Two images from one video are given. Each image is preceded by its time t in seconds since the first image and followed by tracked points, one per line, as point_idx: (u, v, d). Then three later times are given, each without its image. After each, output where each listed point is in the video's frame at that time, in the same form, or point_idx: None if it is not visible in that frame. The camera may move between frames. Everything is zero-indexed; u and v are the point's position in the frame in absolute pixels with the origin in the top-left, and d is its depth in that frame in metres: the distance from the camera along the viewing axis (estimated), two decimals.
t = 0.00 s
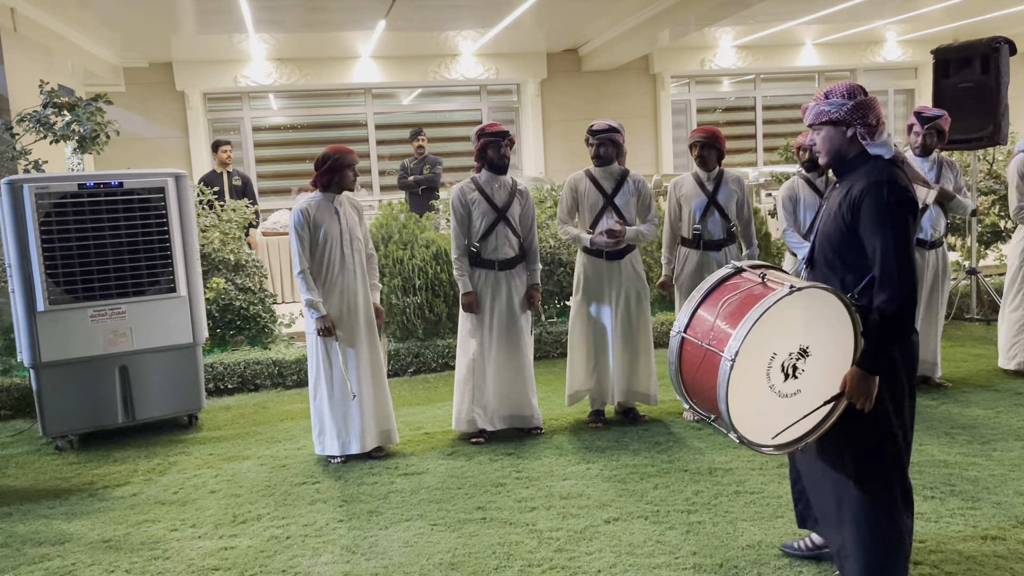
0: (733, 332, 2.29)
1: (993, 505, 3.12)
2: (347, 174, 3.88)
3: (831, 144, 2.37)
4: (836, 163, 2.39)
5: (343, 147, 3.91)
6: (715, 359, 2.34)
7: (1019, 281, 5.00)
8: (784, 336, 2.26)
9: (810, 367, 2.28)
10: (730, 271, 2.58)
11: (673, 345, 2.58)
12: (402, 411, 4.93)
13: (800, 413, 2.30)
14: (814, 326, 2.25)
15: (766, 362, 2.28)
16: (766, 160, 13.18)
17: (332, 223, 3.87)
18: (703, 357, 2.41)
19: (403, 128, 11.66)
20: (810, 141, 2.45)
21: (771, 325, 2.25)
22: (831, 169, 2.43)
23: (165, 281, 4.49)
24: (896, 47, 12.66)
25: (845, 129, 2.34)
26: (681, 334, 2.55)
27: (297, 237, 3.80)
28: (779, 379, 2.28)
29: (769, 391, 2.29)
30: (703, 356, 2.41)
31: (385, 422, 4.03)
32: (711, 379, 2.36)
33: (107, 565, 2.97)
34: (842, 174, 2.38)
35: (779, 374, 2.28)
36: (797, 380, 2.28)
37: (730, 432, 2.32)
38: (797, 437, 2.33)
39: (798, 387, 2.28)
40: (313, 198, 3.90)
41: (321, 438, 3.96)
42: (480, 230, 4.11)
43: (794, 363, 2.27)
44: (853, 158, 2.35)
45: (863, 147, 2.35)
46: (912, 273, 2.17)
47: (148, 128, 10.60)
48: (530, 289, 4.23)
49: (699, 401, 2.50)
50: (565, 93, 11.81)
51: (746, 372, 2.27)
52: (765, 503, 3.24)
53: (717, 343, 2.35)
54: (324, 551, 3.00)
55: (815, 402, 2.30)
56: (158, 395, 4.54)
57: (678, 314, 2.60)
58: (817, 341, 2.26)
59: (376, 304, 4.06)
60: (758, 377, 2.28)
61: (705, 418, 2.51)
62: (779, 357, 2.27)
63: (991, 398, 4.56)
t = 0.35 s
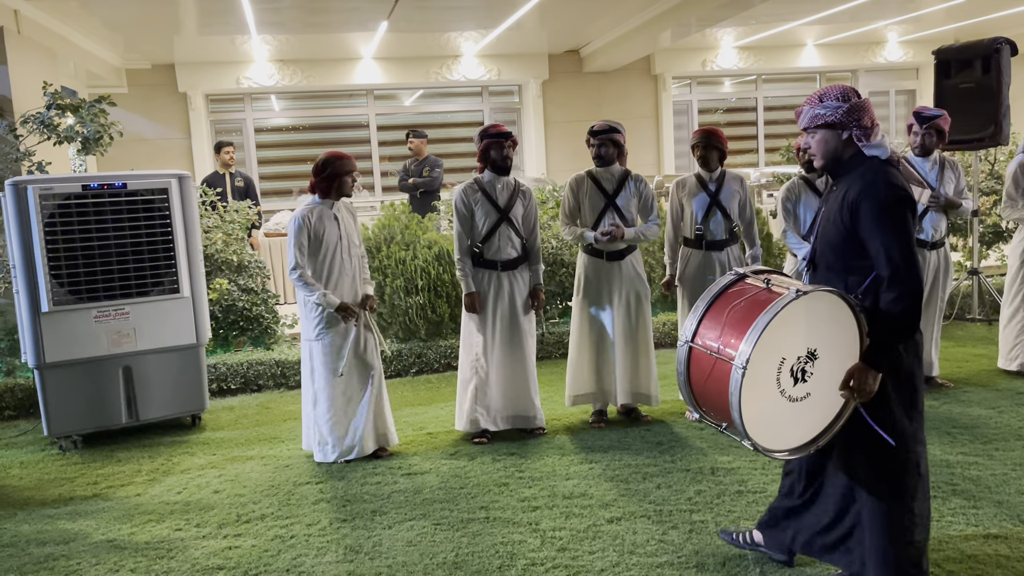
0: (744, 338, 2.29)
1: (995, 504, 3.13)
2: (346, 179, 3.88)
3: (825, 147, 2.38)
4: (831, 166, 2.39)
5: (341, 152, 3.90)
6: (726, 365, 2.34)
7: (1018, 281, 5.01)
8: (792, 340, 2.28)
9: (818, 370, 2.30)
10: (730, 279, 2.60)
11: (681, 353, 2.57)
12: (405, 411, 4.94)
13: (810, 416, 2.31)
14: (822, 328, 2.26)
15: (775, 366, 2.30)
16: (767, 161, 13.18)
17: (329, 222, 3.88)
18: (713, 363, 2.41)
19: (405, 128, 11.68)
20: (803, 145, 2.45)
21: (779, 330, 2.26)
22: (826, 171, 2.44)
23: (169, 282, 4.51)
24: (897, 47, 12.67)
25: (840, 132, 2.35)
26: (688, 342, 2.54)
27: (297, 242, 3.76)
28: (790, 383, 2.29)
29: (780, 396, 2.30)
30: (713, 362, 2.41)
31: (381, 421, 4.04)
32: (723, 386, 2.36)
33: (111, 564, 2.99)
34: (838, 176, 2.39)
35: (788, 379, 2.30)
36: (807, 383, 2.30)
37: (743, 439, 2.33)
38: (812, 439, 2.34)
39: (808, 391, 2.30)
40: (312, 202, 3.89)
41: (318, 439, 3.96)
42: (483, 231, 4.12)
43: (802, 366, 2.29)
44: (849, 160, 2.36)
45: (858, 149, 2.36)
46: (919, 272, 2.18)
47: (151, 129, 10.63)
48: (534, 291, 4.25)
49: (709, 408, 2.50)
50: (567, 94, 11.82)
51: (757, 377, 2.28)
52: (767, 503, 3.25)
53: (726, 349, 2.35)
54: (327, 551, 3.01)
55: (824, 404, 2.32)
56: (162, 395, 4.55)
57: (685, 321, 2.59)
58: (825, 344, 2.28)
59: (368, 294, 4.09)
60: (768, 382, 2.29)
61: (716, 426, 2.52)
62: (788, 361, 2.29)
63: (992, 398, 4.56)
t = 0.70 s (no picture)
0: (745, 331, 2.31)
1: (997, 506, 3.13)
2: (351, 180, 3.89)
3: (835, 146, 2.38)
4: (837, 166, 2.40)
5: (343, 154, 3.91)
6: (726, 357, 2.35)
7: (1018, 284, 5.02)
8: (793, 334, 2.29)
9: (818, 367, 2.30)
10: (734, 272, 2.62)
11: (681, 344, 2.59)
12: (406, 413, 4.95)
13: (808, 413, 2.31)
14: (823, 324, 2.27)
15: (775, 360, 2.30)
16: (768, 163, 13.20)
17: (338, 222, 3.89)
18: (714, 355, 2.42)
19: (406, 131, 11.70)
20: (813, 143, 2.45)
21: (780, 324, 2.27)
22: (832, 171, 2.44)
23: (171, 284, 4.51)
24: (897, 50, 12.69)
25: (851, 132, 2.35)
26: (689, 332, 2.56)
27: (305, 245, 3.76)
28: (788, 378, 2.30)
29: (779, 390, 2.30)
30: (714, 354, 2.42)
31: (398, 414, 4.00)
32: (722, 377, 2.37)
33: (114, 565, 2.99)
34: (844, 178, 2.40)
35: (788, 373, 2.30)
36: (805, 379, 2.30)
37: (740, 431, 2.33)
38: (809, 436, 2.33)
39: (806, 387, 2.30)
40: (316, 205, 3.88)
41: (328, 437, 3.98)
42: (484, 233, 4.14)
43: (802, 362, 2.30)
44: (856, 161, 2.37)
45: (867, 150, 2.36)
46: (918, 272, 2.19)
47: (153, 131, 10.65)
48: (535, 295, 4.25)
49: (707, 401, 2.51)
50: (567, 97, 11.84)
51: (757, 369, 2.29)
52: (768, 504, 3.26)
53: (727, 341, 2.37)
54: (330, 552, 3.02)
55: (822, 402, 2.32)
56: (164, 397, 4.56)
57: (686, 314, 2.61)
58: (824, 340, 2.29)
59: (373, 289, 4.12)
60: (768, 375, 2.30)
61: (712, 419, 2.52)
62: (788, 356, 2.30)
63: (993, 400, 4.57)
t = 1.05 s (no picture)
0: (742, 331, 2.31)
1: (995, 510, 3.15)
2: (390, 182, 3.90)
3: (837, 148, 2.39)
4: (837, 168, 2.41)
5: (381, 157, 3.92)
6: (723, 356, 2.36)
7: (1017, 287, 5.03)
8: (790, 335, 2.29)
9: (814, 368, 2.31)
10: (732, 272, 2.63)
11: (679, 341, 2.60)
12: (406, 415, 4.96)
13: (803, 413, 2.32)
14: (820, 325, 2.27)
15: (772, 360, 2.31)
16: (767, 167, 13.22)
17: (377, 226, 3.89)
18: (711, 355, 2.43)
19: (406, 134, 11.72)
20: (815, 145, 2.46)
21: (777, 324, 2.28)
22: (832, 173, 2.45)
23: (171, 286, 4.52)
24: (896, 55, 12.72)
25: (854, 135, 2.36)
26: (688, 330, 2.57)
27: (349, 246, 3.76)
28: (784, 378, 2.31)
29: (774, 390, 2.31)
30: (711, 353, 2.43)
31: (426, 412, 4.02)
32: (718, 376, 2.38)
33: (115, 568, 3.00)
34: (843, 181, 2.41)
35: (783, 373, 2.31)
36: (801, 380, 2.31)
37: (735, 430, 2.34)
38: (805, 435, 2.34)
39: (801, 387, 2.31)
40: (356, 208, 3.87)
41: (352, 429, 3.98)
42: (483, 238, 4.15)
43: (798, 362, 2.30)
44: (856, 164, 2.38)
45: (869, 153, 2.37)
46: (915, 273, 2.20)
47: (153, 134, 10.67)
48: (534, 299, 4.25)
49: (703, 400, 2.52)
50: (567, 100, 11.86)
51: (754, 369, 2.30)
52: (767, 508, 3.27)
53: (724, 341, 2.38)
54: (330, 555, 3.03)
55: (817, 402, 2.33)
56: (164, 399, 4.57)
57: (684, 313, 2.63)
58: (821, 342, 2.29)
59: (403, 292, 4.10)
60: (764, 375, 2.31)
61: (708, 417, 2.54)
62: (785, 356, 2.31)
63: (991, 404, 4.58)
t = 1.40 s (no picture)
0: (739, 335, 2.31)
1: (995, 515, 3.14)
2: (440, 177, 3.88)
3: (836, 153, 2.39)
4: (836, 173, 2.41)
5: (433, 153, 3.90)
6: (721, 361, 2.36)
7: (1017, 291, 5.06)
8: (786, 339, 2.29)
9: (811, 372, 2.30)
10: (729, 276, 2.63)
11: (676, 345, 2.60)
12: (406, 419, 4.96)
13: (800, 418, 2.31)
14: (816, 330, 2.27)
15: (769, 365, 2.30)
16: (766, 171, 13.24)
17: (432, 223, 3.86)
18: (708, 359, 2.43)
19: (406, 138, 11.74)
20: (814, 150, 2.46)
21: (774, 328, 2.28)
22: (832, 178, 2.45)
23: (171, 290, 4.52)
24: (896, 60, 12.73)
25: (853, 140, 2.36)
26: (685, 334, 2.57)
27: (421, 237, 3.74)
28: (781, 383, 2.30)
29: (771, 395, 2.30)
30: (708, 358, 2.43)
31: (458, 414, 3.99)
32: (715, 380, 2.38)
33: (113, 572, 2.99)
34: (841, 186, 2.41)
35: (780, 378, 2.30)
36: (797, 384, 2.30)
37: (732, 434, 2.34)
38: (801, 439, 2.33)
39: (798, 392, 2.30)
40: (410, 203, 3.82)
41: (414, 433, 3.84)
42: (482, 242, 4.15)
43: (794, 367, 2.29)
44: (854, 170, 2.38)
45: (868, 158, 2.37)
46: (911, 280, 2.20)
47: (153, 137, 10.67)
48: (534, 303, 4.25)
49: (700, 404, 2.52)
50: (567, 105, 11.87)
51: (751, 374, 2.29)
52: (767, 512, 3.27)
53: (722, 345, 2.37)
54: (329, 559, 3.02)
55: (814, 407, 2.32)
56: (163, 403, 4.56)
57: (682, 317, 2.63)
58: (817, 346, 2.29)
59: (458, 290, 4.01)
60: (760, 379, 2.30)
61: (706, 421, 2.53)
62: (782, 360, 2.30)
63: (991, 409, 4.58)
